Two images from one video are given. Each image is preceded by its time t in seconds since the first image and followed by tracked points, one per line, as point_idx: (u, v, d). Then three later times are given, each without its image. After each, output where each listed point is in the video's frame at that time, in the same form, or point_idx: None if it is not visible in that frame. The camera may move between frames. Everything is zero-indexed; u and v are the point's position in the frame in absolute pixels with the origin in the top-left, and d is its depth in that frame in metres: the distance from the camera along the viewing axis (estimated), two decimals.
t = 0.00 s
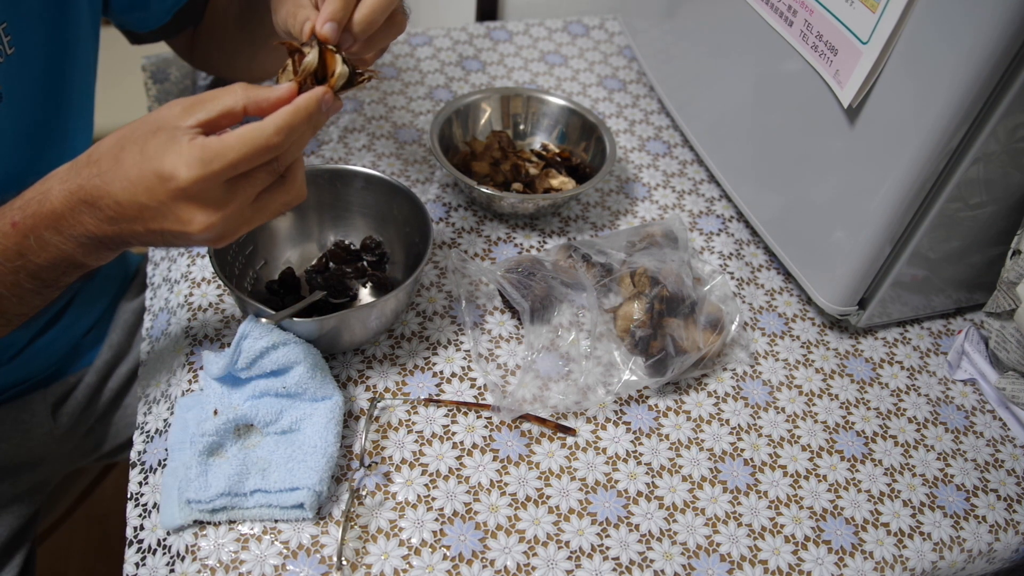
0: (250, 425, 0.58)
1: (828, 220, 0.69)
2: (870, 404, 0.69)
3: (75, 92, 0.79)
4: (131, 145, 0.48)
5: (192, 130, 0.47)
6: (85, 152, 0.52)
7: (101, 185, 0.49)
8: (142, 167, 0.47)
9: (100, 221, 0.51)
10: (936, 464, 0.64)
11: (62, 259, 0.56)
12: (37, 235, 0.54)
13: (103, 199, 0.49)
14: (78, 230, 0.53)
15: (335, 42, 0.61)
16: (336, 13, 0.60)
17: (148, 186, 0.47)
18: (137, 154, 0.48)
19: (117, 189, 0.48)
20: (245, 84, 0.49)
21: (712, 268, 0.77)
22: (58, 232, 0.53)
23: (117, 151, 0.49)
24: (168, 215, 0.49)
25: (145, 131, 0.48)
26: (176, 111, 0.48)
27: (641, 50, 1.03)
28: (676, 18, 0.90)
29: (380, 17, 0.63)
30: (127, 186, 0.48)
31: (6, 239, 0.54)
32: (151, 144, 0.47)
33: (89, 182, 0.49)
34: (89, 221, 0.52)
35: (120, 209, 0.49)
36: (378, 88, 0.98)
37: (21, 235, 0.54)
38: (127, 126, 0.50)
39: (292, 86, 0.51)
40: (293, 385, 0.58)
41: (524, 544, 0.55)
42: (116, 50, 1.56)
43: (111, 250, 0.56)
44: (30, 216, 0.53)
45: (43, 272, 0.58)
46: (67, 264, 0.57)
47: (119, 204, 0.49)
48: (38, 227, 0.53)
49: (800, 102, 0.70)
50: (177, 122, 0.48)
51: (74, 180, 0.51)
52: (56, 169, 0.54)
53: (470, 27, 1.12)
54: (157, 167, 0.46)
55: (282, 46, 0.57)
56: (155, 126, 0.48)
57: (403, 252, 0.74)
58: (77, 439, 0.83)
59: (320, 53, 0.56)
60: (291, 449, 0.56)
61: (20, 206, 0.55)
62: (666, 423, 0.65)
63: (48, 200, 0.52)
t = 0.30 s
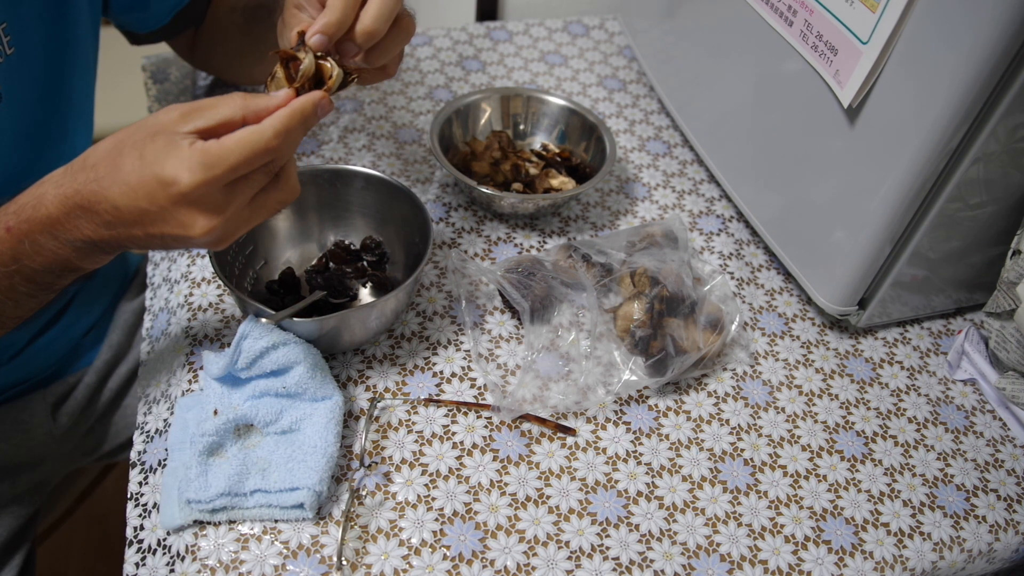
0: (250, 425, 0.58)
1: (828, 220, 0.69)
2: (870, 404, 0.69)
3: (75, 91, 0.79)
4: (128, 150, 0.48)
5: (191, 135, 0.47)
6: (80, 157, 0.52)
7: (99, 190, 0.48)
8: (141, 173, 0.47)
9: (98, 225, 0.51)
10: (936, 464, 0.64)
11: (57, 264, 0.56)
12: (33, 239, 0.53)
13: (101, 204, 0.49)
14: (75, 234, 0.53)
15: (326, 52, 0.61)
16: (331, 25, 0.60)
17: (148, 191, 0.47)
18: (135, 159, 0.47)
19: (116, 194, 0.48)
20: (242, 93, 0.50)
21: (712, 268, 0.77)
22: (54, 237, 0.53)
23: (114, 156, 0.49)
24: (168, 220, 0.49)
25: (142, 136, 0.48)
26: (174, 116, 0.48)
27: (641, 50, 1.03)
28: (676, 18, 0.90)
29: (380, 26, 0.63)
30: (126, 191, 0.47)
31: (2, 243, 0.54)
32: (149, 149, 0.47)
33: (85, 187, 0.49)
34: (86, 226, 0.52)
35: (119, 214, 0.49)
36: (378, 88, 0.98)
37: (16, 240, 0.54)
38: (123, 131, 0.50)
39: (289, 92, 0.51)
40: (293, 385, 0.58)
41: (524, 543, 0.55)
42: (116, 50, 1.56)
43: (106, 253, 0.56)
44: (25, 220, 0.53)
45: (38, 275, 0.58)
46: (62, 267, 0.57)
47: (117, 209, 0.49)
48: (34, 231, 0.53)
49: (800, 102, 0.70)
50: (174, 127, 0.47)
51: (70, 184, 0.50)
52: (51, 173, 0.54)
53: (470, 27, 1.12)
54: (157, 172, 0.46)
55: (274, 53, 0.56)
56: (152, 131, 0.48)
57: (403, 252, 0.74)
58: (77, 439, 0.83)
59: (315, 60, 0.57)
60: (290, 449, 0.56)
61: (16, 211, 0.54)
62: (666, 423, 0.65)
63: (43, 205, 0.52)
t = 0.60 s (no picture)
0: (250, 425, 0.58)
1: (828, 219, 0.69)
2: (870, 404, 0.69)
3: (75, 91, 0.79)
4: (126, 148, 0.48)
5: (189, 132, 0.47)
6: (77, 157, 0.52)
7: (95, 188, 0.48)
8: (138, 170, 0.47)
9: (93, 225, 0.51)
10: (936, 464, 0.64)
11: (50, 265, 0.56)
12: (26, 239, 0.53)
13: (97, 202, 0.49)
14: (70, 235, 0.52)
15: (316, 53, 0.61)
16: (315, 24, 0.61)
17: (145, 188, 0.47)
18: (133, 156, 0.47)
19: (112, 191, 0.48)
20: (241, 94, 0.50)
21: (712, 268, 0.77)
22: (49, 238, 0.53)
23: (112, 154, 0.49)
24: (165, 217, 0.49)
25: (140, 133, 0.48)
26: (171, 114, 0.48)
27: (641, 50, 1.03)
28: (676, 18, 0.90)
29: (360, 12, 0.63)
30: (123, 187, 0.47)
31: None
32: (147, 145, 0.47)
33: (81, 186, 0.49)
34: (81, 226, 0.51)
35: (115, 212, 0.49)
36: (378, 88, 0.98)
37: (10, 241, 0.54)
38: (121, 130, 0.50)
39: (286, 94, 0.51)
40: (293, 385, 0.58)
41: (524, 544, 0.55)
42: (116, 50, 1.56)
43: (99, 255, 0.56)
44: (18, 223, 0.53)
45: (32, 278, 0.58)
46: (56, 269, 0.57)
47: (114, 206, 0.49)
48: (26, 231, 0.53)
49: (800, 102, 0.70)
50: (172, 125, 0.47)
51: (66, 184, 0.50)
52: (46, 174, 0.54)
53: (470, 27, 1.12)
54: (156, 166, 0.46)
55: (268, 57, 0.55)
56: (149, 128, 0.48)
57: (403, 252, 0.74)
58: (77, 439, 0.83)
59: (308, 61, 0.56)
60: (290, 450, 0.56)
61: (10, 211, 0.54)
62: (666, 423, 0.65)
63: (38, 205, 0.52)
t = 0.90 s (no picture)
0: (250, 425, 0.58)
1: (828, 220, 0.69)
2: (870, 404, 0.69)
3: (75, 91, 0.79)
4: (125, 143, 0.48)
5: (189, 125, 0.47)
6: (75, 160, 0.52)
7: (93, 184, 0.48)
8: (137, 163, 0.47)
9: (87, 227, 0.51)
10: (936, 464, 0.64)
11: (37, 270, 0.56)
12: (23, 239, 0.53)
13: (94, 200, 0.49)
14: (65, 238, 0.52)
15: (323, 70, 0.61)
16: (321, 42, 0.60)
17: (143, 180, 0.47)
18: (132, 150, 0.47)
19: (110, 186, 0.48)
20: (229, 91, 0.49)
21: (712, 268, 0.77)
22: (43, 239, 0.53)
23: (110, 150, 0.49)
24: (163, 213, 0.48)
25: (139, 128, 0.48)
26: (172, 109, 0.48)
27: (641, 50, 1.03)
28: (676, 18, 0.90)
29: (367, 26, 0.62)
30: (121, 182, 0.47)
31: None
32: (146, 137, 0.47)
33: (79, 185, 0.49)
34: (76, 228, 0.51)
35: (111, 210, 0.49)
36: (378, 88, 0.98)
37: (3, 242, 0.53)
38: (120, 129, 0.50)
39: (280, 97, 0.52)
40: (293, 385, 0.58)
41: (524, 544, 0.55)
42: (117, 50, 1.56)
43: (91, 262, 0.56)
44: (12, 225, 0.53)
45: (26, 283, 0.57)
46: (45, 274, 0.56)
47: (110, 202, 0.48)
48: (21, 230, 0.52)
49: (800, 102, 0.70)
50: (172, 119, 0.48)
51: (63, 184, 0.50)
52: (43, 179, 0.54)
53: (470, 27, 1.12)
54: (156, 157, 0.46)
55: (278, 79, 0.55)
56: (148, 122, 0.48)
57: (403, 252, 0.74)
58: (77, 439, 0.83)
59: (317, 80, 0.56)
60: (291, 449, 0.56)
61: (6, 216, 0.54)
62: (666, 423, 0.65)
63: (33, 208, 0.52)
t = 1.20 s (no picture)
0: (250, 425, 0.58)
1: (828, 219, 0.69)
2: (870, 404, 0.69)
3: (76, 91, 0.79)
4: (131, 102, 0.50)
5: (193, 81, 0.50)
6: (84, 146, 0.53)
7: (95, 138, 0.49)
8: (142, 101, 0.48)
9: (76, 181, 0.48)
10: (936, 464, 0.64)
11: (16, 239, 0.51)
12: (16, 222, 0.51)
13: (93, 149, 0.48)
14: (54, 196, 0.50)
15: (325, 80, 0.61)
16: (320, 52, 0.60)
17: (144, 111, 0.47)
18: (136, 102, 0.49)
19: (112, 132, 0.48)
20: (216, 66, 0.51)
21: (712, 268, 0.77)
22: (34, 197, 0.50)
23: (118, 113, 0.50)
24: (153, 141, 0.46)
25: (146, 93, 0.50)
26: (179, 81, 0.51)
27: (641, 50, 1.03)
28: (676, 18, 0.90)
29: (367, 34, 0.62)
30: (122, 126, 0.48)
31: None
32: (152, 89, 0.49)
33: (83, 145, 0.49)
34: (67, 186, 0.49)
35: (105, 155, 0.48)
36: (378, 88, 0.98)
37: None
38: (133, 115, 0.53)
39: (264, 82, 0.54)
40: (293, 385, 0.58)
41: (524, 544, 0.55)
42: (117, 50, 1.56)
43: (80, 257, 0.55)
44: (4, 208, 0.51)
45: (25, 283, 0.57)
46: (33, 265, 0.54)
47: (107, 147, 0.48)
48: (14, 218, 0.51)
49: (800, 102, 0.70)
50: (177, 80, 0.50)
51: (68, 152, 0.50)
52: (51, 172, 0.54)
53: (470, 27, 1.12)
54: (158, 90, 0.47)
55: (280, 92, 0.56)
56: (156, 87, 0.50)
57: (403, 252, 0.74)
58: (77, 439, 0.83)
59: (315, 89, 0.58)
60: (290, 450, 0.56)
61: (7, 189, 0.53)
62: (666, 423, 0.65)
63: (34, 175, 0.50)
